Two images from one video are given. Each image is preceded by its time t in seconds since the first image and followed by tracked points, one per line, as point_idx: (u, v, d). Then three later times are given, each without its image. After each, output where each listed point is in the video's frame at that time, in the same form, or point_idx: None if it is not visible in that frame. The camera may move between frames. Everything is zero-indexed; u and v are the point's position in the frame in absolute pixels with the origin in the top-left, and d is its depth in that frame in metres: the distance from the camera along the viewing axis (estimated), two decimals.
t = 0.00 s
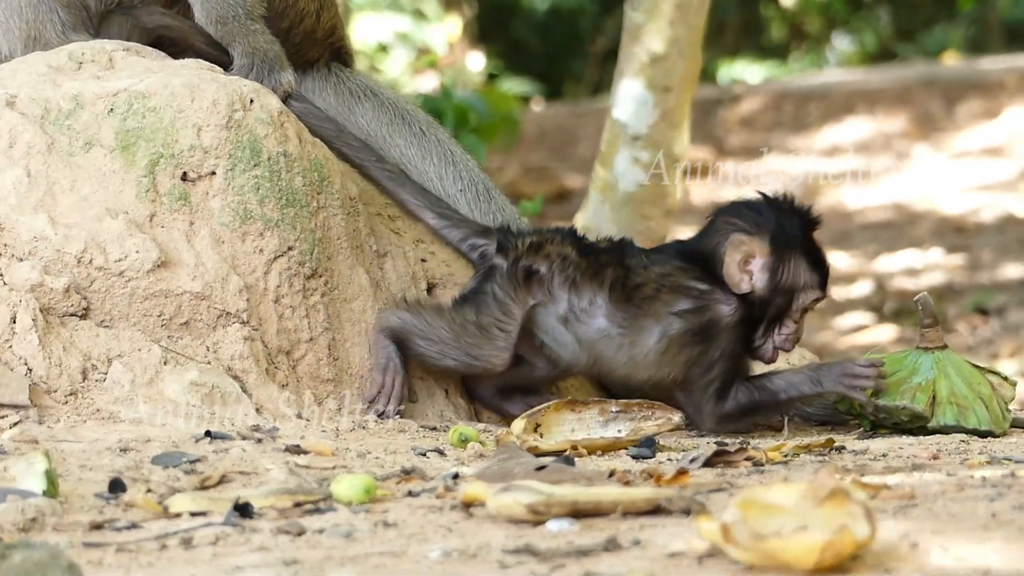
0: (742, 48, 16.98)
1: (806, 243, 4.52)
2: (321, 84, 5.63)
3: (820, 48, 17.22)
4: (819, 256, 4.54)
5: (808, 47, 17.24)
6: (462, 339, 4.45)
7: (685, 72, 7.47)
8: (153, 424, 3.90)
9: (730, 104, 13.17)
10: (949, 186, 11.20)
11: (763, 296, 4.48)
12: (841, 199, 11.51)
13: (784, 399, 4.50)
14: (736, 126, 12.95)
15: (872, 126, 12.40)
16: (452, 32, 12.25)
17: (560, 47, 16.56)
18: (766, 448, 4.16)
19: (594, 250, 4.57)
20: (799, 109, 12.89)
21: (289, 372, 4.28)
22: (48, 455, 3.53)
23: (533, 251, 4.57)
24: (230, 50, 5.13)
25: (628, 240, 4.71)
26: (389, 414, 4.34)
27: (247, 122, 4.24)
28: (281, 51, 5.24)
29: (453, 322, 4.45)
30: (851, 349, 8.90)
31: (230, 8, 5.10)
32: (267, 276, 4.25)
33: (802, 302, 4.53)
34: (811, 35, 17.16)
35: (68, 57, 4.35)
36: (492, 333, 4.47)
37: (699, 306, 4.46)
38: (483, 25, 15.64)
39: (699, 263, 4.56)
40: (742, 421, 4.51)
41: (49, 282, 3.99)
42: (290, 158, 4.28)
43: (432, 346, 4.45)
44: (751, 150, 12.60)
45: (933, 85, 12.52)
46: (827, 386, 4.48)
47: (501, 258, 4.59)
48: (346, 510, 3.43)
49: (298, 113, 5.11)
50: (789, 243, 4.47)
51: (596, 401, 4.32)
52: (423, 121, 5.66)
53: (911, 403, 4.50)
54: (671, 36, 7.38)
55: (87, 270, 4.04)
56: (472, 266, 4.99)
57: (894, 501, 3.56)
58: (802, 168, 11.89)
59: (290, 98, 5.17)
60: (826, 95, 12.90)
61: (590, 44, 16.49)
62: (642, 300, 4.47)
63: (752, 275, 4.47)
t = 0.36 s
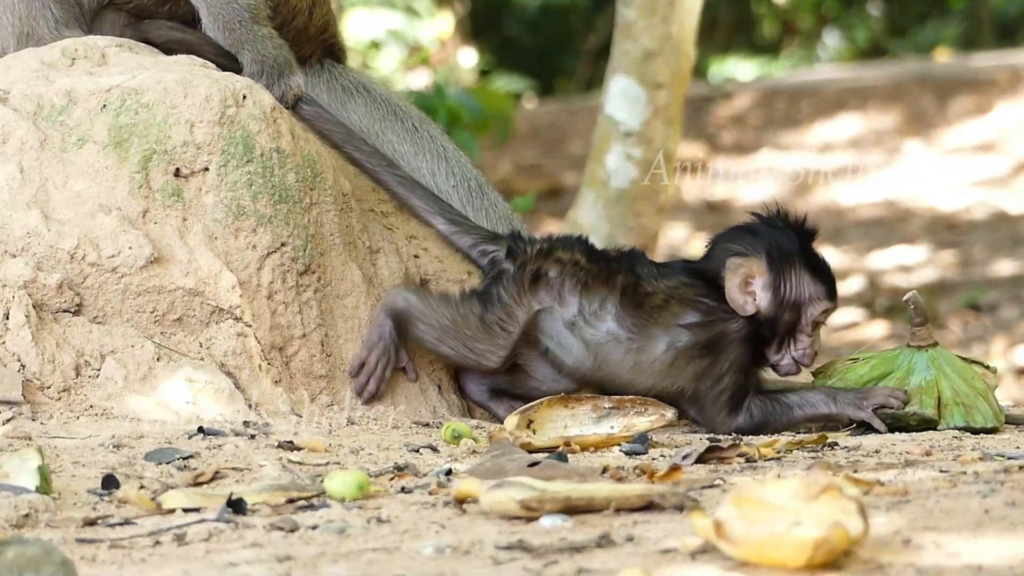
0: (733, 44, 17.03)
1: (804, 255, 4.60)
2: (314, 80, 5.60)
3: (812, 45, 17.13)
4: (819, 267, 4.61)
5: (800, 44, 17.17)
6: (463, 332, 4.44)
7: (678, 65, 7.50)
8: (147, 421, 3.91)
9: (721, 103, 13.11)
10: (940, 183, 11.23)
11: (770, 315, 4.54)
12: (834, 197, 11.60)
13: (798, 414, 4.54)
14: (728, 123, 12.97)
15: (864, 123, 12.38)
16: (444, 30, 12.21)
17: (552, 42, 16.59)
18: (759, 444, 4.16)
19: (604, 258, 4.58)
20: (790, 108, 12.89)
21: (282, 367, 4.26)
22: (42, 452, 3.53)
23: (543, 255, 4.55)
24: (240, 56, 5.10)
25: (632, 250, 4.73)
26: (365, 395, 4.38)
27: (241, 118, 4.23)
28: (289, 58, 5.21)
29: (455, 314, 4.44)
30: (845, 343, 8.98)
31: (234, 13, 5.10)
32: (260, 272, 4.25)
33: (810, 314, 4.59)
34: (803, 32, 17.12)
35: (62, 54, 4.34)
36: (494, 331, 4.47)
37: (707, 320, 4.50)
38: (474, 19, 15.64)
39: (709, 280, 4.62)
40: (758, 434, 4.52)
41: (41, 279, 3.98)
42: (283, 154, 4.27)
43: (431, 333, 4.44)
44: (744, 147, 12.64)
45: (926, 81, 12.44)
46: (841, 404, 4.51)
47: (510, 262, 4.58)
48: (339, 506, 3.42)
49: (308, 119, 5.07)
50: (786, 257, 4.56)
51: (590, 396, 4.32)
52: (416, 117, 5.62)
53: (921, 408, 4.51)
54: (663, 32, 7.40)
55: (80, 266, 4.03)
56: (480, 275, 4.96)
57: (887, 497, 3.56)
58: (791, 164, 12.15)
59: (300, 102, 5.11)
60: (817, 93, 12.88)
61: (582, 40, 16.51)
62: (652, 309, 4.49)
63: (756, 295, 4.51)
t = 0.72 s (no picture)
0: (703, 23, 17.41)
1: (779, 240, 4.56)
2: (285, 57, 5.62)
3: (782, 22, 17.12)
4: (794, 252, 4.58)
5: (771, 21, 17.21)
6: (443, 301, 4.52)
7: (645, 41, 7.81)
8: (115, 396, 3.91)
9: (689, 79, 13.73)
10: (906, 165, 12.04)
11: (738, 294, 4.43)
12: (806, 175, 12.27)
13: (787, 386, 4.61)
14: (696, 100, 13.52)
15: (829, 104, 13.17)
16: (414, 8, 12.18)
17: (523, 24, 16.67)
18: (726, 418, 4.16)
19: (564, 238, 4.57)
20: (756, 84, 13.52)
21: (249, 342, 4.25)
22: (8, 428, 3.51)
23: (509, 239, 4.58)
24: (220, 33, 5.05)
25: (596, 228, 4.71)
26: (374, 349, 4.49)
27: (208, 95, 4.29)
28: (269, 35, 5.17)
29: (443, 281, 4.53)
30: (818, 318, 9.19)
31: None
32: (228, 248, 4.23)
33: (781, 298, 4.57)
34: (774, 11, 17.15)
35: (29, 32, 4.34)
36: (471, 305, 4.52)
37: (667, 289, 4.46)
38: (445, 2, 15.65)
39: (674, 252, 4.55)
40: (745, 397, 4.55)
41: (8, 255, 4.02)
42: (250, 132, 4.34)
43: (417, 294, 4.53)
44: (713, 124, 13.14)
45: (889, 62, 13.21)
46: (827, 382, 4.65)
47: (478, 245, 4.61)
48: (307, 481, 3.41)
49: (286, 93, 4.98)
50: (762, 242, 4.51)
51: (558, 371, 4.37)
52: (384, 96, 5.69)
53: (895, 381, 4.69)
54: (632, 9, 7.68)
55: (48, 242, 4.07)
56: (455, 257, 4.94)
57: (854, 470, 3.52)
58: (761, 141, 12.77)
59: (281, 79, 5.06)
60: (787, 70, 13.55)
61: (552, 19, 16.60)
62: (608, 283, 4.49)
63: (727, 275, 4.40)
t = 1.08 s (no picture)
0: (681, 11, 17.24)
1: (743, 232, 4.56)
2: (261, 46, 5.59)
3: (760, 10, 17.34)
4: (757, 243, 4.58)
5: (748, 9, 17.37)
6: (414, 302, 4.58)
7: (624, 31, 7.79)
8: (95, 387, 3.89)
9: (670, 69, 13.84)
10: (882, 148, 12.01)
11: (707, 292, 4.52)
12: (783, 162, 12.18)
13: (774, 387, 4.69)
14: (677, 89, 13.69)
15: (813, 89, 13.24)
16: None
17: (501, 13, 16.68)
18: (707, 408, 4.17)
19: (534, 242, 4.63)
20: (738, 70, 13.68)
21: (229, 334, 4.28)
22: None
23: (475, 237, 4.61)
24: (184, 27, 5.04)
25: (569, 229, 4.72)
26: (355, 341, 4.54)
27: (187, 85, 4.23)
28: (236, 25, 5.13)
29: (416, 283, 4.58)
30: (794, 308, 9.43)
31: None
32: (206, 240, 4.23)
33: (749, 290, 4.58)
34: None
35: (7, 21, 4.32)
36: (441, 308, 4.59)
37: (640, 299, 4.56)
38: None
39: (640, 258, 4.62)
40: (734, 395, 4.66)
41: None
42: (229, 121, 4.29)
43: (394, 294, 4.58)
44: (691, 114, 13.27)
45: (873, 48, 13.32)
46: (816, 382, 4.67)
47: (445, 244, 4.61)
48: (288, 473, 3.37)
49: (254, 84, 4.99)
50: (725, 235, 4.52)
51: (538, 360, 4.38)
52: (363, 85, 5.67)
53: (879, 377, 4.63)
54: None
55: (27, 233, 4.03)
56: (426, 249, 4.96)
57: (835, 460, 3.45)
58: (736, 131, 12.78)
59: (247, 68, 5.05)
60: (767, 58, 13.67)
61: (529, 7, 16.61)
62: (581, 296, 4.59)
63: (694, 274, 4.48)
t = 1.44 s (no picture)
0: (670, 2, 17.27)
1: (723, 215, 4.63)
2: (248, 37, 5.57)
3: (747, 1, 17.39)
4: (739, 224, 4.65)
5: None
6: (406, 297, 4.57)
7: (612, 24, 7.82)
8: (84, 379, 3.89)
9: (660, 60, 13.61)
10: (870, 142, 12.08)
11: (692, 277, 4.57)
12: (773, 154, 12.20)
13: (789, 368, 4.73)
14: (666, 81, 13.50)
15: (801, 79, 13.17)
16: None
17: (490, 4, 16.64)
18: (697, 400, 4.18)
19: (530, 240, 4.65)
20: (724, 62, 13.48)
21: (218, 326, 4.28)
22: None
23: (470, 233, 4.62)
24: (167, 22, 4.92)
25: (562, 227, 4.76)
26: (344, 334, 4.53)
27: (176, 77, 4.24)
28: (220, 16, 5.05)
29: (409, 279, 4.58)
30: (784, 301, 9.53)
31: None
32: (195, 232, 4.24)
33: (735, 270, 4.64)
34: None
35: None
36: (433, 305, 4.59)
37: (638, 296, 4.62)
38: None
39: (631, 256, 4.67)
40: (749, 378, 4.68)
41: None
42: (218, 113, 4.30)
43: (385, 287, 4.57)
44: (681, 105, 13.19)
45: (862, 39, 13.16)
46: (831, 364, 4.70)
47: (440, 237, 4.60)
48: (276, 465, 3.35)
49: (241, 78, 4.98)
50: (706, 219, 4.59)
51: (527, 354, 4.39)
52: (351, 77, 5.67)
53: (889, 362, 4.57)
54: None
55: (17, 226, 4.03)
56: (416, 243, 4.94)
57: (825, 452, 3.45)
58: (728, 123, 12.82)
59: (232, 61, 5.01)
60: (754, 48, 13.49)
61: None
62: (581, 295, 4.63)
63: (679, 261, 4.53)
